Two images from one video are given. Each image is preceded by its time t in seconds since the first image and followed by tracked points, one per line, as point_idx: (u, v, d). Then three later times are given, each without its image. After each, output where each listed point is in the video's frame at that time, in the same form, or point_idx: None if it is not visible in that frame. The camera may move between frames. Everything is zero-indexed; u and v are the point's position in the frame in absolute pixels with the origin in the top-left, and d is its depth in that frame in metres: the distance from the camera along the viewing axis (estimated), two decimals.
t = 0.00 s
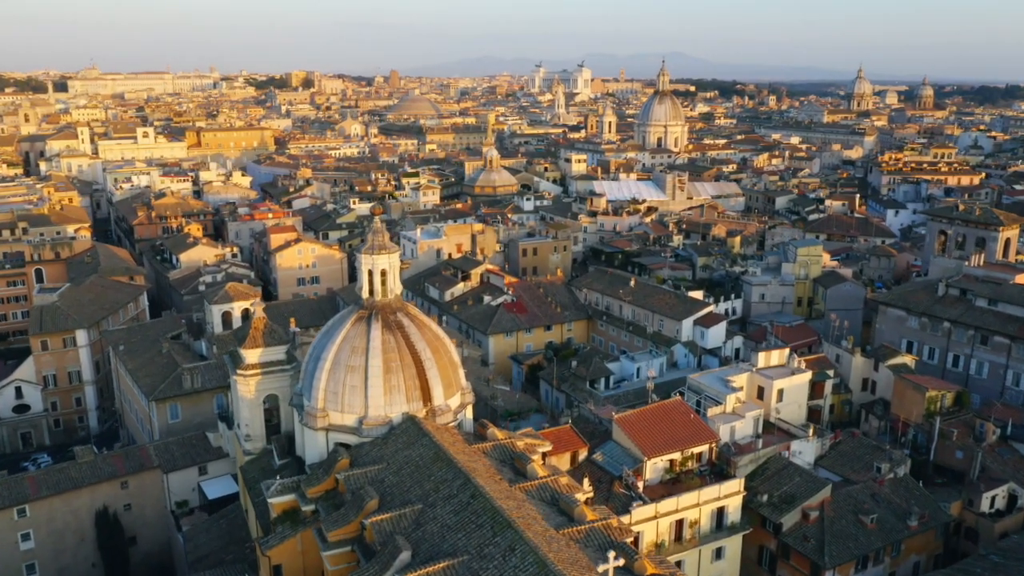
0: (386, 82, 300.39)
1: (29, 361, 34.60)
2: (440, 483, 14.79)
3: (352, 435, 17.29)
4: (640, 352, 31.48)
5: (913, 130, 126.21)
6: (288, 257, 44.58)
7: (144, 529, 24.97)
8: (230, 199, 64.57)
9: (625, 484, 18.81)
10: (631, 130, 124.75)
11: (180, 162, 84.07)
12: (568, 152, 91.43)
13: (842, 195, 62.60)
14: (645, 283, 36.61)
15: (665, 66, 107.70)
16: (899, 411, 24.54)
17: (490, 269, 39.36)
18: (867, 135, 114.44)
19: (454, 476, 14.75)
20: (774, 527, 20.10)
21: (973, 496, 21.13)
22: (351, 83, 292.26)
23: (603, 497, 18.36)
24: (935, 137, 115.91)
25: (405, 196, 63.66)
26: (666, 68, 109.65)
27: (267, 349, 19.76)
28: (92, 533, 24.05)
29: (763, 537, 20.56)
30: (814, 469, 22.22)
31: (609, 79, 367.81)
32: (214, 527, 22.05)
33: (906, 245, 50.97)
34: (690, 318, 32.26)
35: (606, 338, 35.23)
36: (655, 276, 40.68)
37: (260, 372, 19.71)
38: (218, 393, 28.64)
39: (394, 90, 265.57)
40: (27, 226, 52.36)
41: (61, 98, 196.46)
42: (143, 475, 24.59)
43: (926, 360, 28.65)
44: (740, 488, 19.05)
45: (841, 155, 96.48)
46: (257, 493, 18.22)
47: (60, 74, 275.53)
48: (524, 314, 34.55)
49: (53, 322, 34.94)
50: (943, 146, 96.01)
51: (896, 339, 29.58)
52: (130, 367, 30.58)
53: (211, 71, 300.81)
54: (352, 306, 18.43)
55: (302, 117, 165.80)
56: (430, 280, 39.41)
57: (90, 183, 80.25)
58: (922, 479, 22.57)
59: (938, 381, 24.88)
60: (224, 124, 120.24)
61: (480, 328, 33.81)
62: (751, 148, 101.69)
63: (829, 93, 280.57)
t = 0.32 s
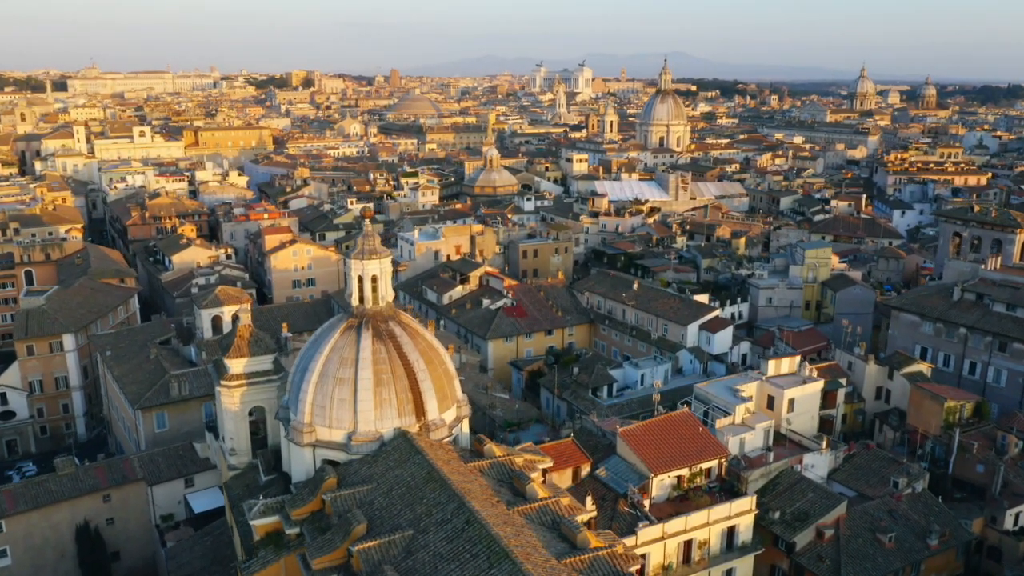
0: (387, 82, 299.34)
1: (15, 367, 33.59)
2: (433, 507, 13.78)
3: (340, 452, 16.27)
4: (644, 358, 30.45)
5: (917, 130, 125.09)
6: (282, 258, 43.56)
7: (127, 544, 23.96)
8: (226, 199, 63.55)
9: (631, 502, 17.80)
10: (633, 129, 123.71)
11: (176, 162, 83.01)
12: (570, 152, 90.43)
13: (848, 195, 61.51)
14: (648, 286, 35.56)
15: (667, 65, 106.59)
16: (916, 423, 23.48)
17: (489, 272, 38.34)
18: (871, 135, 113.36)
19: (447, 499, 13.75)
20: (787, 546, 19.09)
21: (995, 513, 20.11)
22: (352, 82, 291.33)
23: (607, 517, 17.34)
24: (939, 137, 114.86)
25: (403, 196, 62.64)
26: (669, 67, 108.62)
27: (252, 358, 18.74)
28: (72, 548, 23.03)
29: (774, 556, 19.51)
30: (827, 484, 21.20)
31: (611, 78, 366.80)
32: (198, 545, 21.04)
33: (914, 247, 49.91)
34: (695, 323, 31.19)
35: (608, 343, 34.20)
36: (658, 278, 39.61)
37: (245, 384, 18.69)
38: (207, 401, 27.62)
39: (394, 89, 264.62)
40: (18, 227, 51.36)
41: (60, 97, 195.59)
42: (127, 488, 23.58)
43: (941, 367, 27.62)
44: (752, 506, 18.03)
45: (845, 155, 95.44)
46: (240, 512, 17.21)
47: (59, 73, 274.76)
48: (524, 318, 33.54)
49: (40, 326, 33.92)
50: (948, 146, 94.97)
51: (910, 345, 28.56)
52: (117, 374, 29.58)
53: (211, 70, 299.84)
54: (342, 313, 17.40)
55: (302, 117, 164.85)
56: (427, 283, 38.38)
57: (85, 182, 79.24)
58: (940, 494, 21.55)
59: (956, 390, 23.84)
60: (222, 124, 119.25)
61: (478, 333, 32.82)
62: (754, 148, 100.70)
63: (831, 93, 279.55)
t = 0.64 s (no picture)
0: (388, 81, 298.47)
1: None
2: (424, 535, 12.72)
3: (326, 471, 15.22)
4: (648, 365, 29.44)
5: (921, 130, 123.93)
6: (277, 260, 42.48)
7: (108, 561, 22.91)
8: (222, 199, 62.49)
9: (637, 523, 16.76)
10: (634, 129, 122.68)
11: (172, 162, 82.03)
12: (571, 151, 89.41)
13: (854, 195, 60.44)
14: (652, 289, 34.44)
15: (669, 64, 105.50)
16: (936, 435, 22.41)
17: (489, 274, 37.26)
18: (875, 134, 112.28)
19: (440, 526, 12.70)
20: (801, 568, 18.01)
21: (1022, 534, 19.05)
22: (352, 81, 290.42)
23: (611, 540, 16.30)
24: (944, 136, 113.76)
25: (402, 196, 61.61)
26: (671, 66, 107.55)
27: (236, 369, 17.68)
28: (50, 567, 21.98)
29: None
30: (842, 501, 20.14)
31: (612, 77, 365.65)
32: (180, 564, 20.01)
33: (923, 248, 48.84)
34: (701, 328, 30.16)
35: (611, 349, 33.14)
36: (662, 281, 38.46)
37: (227, 397, 17.61)
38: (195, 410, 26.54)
39: (394, 88, 263.70)
40: (9, 228, 50.45)
41: (59, 97, 194.87)
42: (108, 503, 22.52)
43: (958, 374, 26.54)
44: (765, 527, 16.96)
45: (849, 154, 94.37)
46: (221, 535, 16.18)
47: (58, 72, 274.23)
48: (524, 322, 32.54)
49: (24, 330, 32.79)
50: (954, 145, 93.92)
51: (925, 351, 27.47)
52: (101, 381, 28.50)
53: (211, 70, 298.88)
54: (328, 322, 16.32)
55: (301, 116, 163.79)
56: (424, 286, 37.32)
57: (80, 181, 78.25)
58: (962, 511, 20.49)
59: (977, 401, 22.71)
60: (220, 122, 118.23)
61: (477, 338, 31.81)
62: (757, 147, 99.67)
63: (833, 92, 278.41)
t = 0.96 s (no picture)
0: (388, 80, 297.44)
1: None
2: (412, 570, 11.66)
3: (310, 495, 14.15)
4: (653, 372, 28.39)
5: (925, 129, 122.77)
6: (271, 262, 41.41)
7: None
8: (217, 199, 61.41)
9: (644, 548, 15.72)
10: (636, 128, 121.52)
11: (168, 161, 80.93)
12: (572, 150, 88.34)
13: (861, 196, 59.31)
14: (656, 292, 33.16)
15: (671, 62, 104.39)
16: (957, 449, 21.16)
17: (488, 276, 36.07)
18: (879, 133, 111.20)
19: (430, 560, 11.65)
20: None
21: None
22: (352, 80, 289.46)
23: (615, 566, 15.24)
24: (949, 135, 112.55)
25: (400, 196, 60.52)
26: (673, 65, 106.41)
27: (216, 383, 16.57)
28: None
29: None
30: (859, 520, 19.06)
31: (614, 76, 364.56)
32: None
33: (932, 250, 47.75)
34: (707, 334, 29.01)
35: (614, 355, 32.08)
36: (666, 285, 37.33)
37: (207, 413, 16.53)
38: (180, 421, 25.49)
39: (394, 87, 262.59)
40: None
41: (57, 96, 193.98)
42: (87, 519, 21.46)
43: (976, 383, 25.47)
44: (780, 552, 15.87)
45: (853, 154, 93.25)
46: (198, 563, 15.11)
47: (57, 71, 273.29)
48: (524, 327, 31.47)
49: (8, 335, 31.70)
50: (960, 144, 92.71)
51: (941, 359, 26.39)
52: (84, 390, 27.41)
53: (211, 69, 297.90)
54: (313, 333, 15.24)
55: (300, 114, 162.74)
56: (421, 289, 36.25)
57: (75, 181, 77.19)
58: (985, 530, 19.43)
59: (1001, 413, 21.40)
60: (218, 121, 117.20)
61: (475, 344, 30.75)
62: (760, 147, 98.55)
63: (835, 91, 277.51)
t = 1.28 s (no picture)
0: (389, 79, 296.23)
1: None
2: None
3: (290, 523, 13.06)
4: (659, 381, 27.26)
5: (930, 128, 121.47)
6: (264, 264, 40.27)
7: None
8: (211, 199, 60.35)
9: None
10: (637, 127, 120.36)
11: (163, 161, 79.78)
12: (573, 150, 87.19)
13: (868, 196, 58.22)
14: (661, 297, 32.05)
15: (674, 61, 103.18)
16: (980, 466, 20.06)
17: (486, 279, 34.93)
18: (883, 133, 110.03)
19: None
20: None
21: None
22: (352, 79, 288.37)
23: None
24: (954, 135, 111.38)
25: (398, 196, 59.37)
26: (675, 63, 105.16)
27: (193, 399, 15.45)
28: None
29: None
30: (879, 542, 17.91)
31: (614, 75, 363.96)
32: None
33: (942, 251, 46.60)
34: (714, 341, 27.88)
35: (617, 361, 30.94)
36: (671, 289, 36.22)
37: (183, 431, 15.41)
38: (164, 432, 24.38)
39: (394, 86, 261.35)
40: None
41: (55, 96, 192.83)
42: (62, 537, 20.36)
43: (996, 393, 24.34)
44: None
45: (858, 154, 92.06)
46: None
47: (56, 70, 272.14)
48: (524, 333, 30.33)
49: None
50: (966, 143, 91.45)
51: (959, 367, 25.26)
52: (65, 399, 26.28)
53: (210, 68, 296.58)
54: (296, 346, 14.14)
55: (299, 113, 161.53)
56: (418, 292, 35.11)
57: (68, 181, 76.14)
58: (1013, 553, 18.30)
59: None
60: (216, 120, 116.05)
61: (473, 350, 29.63)
62: (763, 146, 97.41)
63: (837, 90, 276.51)
